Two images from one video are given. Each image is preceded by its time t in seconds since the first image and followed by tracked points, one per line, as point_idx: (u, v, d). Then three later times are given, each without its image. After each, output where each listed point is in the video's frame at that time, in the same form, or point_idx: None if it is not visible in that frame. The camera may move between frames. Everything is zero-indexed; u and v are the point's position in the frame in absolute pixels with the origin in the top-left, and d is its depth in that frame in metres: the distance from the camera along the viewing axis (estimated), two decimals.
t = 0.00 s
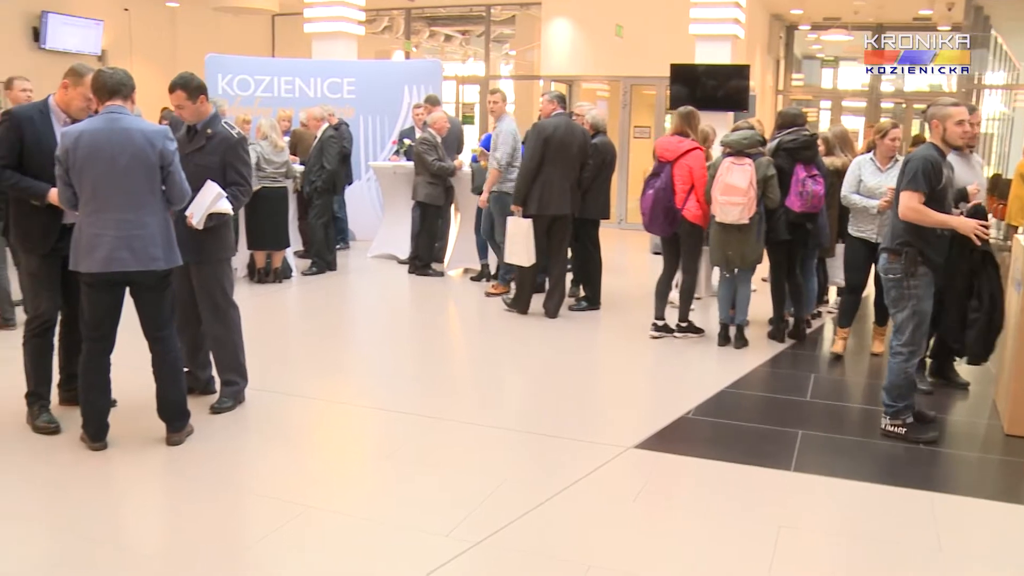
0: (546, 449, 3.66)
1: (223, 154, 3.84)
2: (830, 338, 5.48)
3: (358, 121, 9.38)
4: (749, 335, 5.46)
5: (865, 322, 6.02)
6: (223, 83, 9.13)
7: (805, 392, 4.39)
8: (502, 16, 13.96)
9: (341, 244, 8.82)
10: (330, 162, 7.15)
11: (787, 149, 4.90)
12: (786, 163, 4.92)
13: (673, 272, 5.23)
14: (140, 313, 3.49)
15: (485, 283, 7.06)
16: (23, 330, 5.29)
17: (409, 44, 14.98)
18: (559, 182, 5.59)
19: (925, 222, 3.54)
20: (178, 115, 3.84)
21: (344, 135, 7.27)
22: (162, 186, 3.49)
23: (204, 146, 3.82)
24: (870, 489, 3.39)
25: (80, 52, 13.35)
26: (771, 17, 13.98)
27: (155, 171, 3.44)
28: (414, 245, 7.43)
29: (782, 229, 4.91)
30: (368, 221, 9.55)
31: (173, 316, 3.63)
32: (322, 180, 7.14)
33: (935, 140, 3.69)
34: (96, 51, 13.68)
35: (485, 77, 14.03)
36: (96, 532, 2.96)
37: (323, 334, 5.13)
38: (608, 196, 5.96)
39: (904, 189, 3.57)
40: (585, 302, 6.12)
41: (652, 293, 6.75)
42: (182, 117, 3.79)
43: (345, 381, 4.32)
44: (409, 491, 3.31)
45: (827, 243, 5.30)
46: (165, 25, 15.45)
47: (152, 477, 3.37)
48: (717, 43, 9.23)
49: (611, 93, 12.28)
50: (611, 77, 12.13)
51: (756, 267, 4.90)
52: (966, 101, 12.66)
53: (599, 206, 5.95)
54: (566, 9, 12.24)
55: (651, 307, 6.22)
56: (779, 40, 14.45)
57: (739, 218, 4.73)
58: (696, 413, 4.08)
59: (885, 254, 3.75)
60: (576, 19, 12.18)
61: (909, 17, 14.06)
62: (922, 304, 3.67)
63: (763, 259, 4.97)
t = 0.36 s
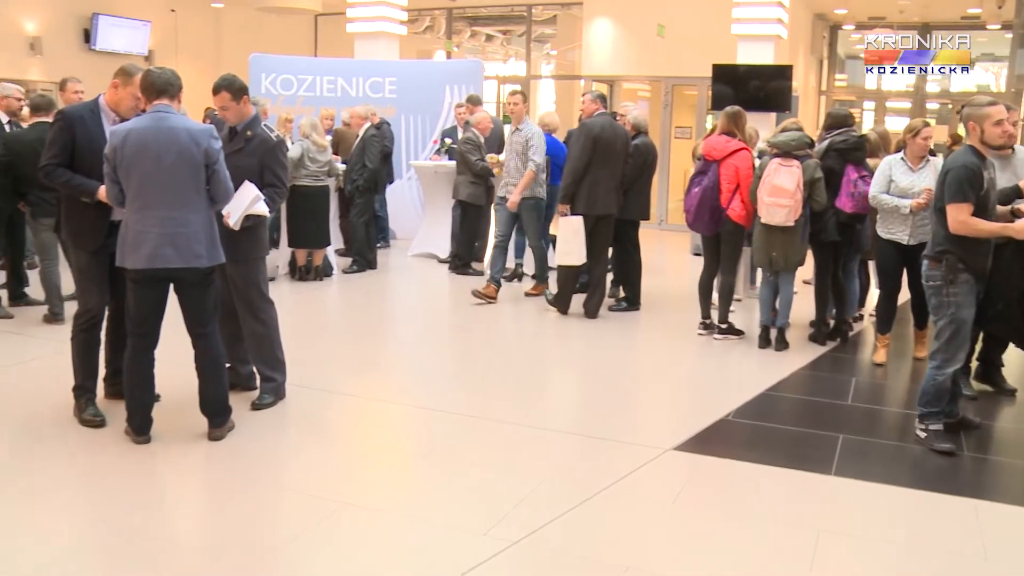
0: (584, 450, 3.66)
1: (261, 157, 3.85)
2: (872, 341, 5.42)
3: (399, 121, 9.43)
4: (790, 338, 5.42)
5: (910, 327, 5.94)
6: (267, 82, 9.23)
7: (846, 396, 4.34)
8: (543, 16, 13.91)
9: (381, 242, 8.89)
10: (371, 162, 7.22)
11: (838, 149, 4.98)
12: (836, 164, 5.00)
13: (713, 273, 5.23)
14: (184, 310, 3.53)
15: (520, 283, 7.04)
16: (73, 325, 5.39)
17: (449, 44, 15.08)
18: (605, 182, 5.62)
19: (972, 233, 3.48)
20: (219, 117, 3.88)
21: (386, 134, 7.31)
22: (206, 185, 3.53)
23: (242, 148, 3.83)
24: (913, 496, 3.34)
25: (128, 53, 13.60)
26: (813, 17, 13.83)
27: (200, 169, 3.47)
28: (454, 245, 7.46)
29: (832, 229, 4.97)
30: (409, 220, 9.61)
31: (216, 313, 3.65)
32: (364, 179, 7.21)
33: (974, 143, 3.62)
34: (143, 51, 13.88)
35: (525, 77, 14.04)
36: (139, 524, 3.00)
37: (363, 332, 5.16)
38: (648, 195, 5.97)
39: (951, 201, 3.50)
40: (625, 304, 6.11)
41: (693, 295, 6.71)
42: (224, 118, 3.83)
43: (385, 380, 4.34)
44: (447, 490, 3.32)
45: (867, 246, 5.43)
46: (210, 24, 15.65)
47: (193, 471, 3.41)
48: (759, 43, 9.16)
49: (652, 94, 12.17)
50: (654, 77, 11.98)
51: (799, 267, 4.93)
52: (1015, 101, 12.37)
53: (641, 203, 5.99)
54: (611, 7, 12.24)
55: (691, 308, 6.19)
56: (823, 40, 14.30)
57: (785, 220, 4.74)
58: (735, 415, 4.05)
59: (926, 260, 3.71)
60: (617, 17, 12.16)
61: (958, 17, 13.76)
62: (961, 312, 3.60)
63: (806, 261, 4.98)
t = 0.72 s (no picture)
0: (622, 450, 3.65)
1: (303, 156, 3.88)
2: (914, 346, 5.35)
3: (439, 121, 9.48)
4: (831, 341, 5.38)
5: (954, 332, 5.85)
6: (308, 81, 9.23)
7: (888, 400, 4.30)
8: (583, 16, 13.89)
9: (421, 242, 8.95)
10: (413, 160, 7.24)
11: (889, 150, 4.95)
12: (886, 165, 4.97)
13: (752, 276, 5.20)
14: (227, 307, 3.57)
15: (558, 284, 7.04)
16: (117, 321, 5.47)
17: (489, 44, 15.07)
18: (650, 184, 5.61)
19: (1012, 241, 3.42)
20: (264, 115, 3.92)
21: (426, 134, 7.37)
22: (248, 181, 3.56)
23: (285, 147, 3.87)
24: (957, 503, 3.29)
25: (172, 53, 13.75)
26: (857, 17, 13.66)
27: (242, 165, 3.51)
28: (493, 245, 7.48)
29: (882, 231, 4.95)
30: (448, 219, 9.66)
31: (258, 310, 3.69)
32: (405, 178, 7.26)
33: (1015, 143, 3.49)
34: (187, 52, 14.02)
35: (565, 77, 14.02)
36: (180, 517, 3.05)
37: (405, 331, 5.20)
38: (688, 195, 5.96)
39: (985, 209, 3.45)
40: (664, 305, 6.10)
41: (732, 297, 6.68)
42: (268, 116, 3.87)
43: (426, 379, 4.36)
44: (484, 489, 3.32)
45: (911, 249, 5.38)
46: (252, 24, 15.75)
47: (233, 466, 3.45)
48: (802, 44, 9.11)
49: (692, 94, 12.08)
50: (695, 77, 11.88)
51: (840, 270, 4.91)
52: None
53: (682, 203, 5.99)
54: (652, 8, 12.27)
55: (730, 310, 6.16)
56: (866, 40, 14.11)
57: (827, 223, 4.73)
58: (775, 418, 4.02)
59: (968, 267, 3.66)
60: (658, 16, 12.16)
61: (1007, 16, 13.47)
62: (998, 323, 3.55)
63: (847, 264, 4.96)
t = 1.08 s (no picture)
0: (660, 453, 3.63)
1: (344, 155, 3.90)
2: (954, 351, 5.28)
3: (477, 121, 9.50)
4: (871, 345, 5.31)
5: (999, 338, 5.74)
6: (347, 81, 9.32)
7: (927, 406, 4.24)
8: (622, 17, 13.86)
9: (458, 242, 8.97)
10: (453, 159, 7.28)
11: (934, 150, 4.93)
12: (933, 165, 4.92)
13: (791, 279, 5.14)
14: (266, 307, 3.60)
15: (594, 284, 7.03)
16: (157, 317, 5.54)
17: (527, 44, 15.08)
18: (687, 185, 5.59)
19: None
20: (305, 115, 3.95)
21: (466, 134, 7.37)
22: (286, 176, 3.60)
23: (325, 146, 3.90)
24: (999, 512, 3.23)
25: (212, 54, 13.85)
26: (899, 17, 13.41)
27: (280, 159, 3.54)
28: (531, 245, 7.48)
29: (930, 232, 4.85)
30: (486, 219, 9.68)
31: (297, 308, 3.72)
32: (445, 178, 7.30)
33: None
34: (228, 52, 14.13)
35: (603, 78, 13.97)
36: (217, 511, 3.08)
37: (445, 331, 5.21)
38: (728, 195, 5.93)
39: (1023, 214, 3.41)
40: (701, 306, 6.06)
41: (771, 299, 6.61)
42: (309, 115, 3.89)
43: (463, 379, 4.38)
44: (518, 488, 3.33)
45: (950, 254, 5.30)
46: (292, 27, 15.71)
47: (271, 462, 3.48)
48: (843, 43, 8.95)
49: (731, 95, 12.10)
50: (732, 78, 11.95)
51: (881, 273, 4.86)
52: None
53: (721, 205, 5.95)
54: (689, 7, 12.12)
55: (768, 313, 6.11)
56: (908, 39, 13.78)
57: (867, 225, 4.68)
58: (812, 422, 3.99)
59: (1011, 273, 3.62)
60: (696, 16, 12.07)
61: None
62: None
63: (887, 267, 4.90)
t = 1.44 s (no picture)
0: (692, 455, 3.62)
1: (379, 153, 3.92)
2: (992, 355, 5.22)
3: (511, 121, 9.50)
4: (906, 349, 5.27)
5: None
6: (382, 81, 9.43)
7: (963, 411, 4.19)
8: (656, 17, 13.91)
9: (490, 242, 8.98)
10: (486, 157, 7.33)
11: (977, 151, 4.93)
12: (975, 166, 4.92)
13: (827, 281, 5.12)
14: (300, 306, 3.63)
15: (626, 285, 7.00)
16: (190, 314, 5.60)
17: (560, 44, 15.08)
18: (711, 185, 5.58)
19: None
20: (339, 114, 3.98)
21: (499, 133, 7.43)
22: (320, 176, 3.62)
23: (360, 145, 3.92)
24: None
25: (248, 53, 13.96)
26: (937, 15, 13.13)
27: (314, 159, 3.57)
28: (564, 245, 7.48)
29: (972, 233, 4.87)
30: (518, 219, 9.65)
31: (331, 307, 3.74)
32: (478, 176, 7.32)
33: None
34: (263, 51, 14.23)
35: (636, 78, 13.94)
36: (249, 505, 3.12)
37: (480, 331, 5.21)
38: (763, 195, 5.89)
39: None
40: (734, 308, 6.03)
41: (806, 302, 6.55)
42: (342, 114, 3.92)
43: (495, 380, 4.37)
44: (548, 488, 3.33)
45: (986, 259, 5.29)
46: (327, 26, 15.84)
47: (305, 458, 3.51)
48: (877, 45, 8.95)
49: (764, 96, 11.88)
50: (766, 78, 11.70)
51: (915, 275, 4.82)
52: None
53: (755, 206, 5.89)
54: (725, 7, 12.11)
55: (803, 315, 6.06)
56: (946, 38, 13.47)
57: (902, 227, 4.64)
58: (846, 426, 3.96)
59: None
60: (731, 16, 12.05)
61: None
62: None
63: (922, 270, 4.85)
